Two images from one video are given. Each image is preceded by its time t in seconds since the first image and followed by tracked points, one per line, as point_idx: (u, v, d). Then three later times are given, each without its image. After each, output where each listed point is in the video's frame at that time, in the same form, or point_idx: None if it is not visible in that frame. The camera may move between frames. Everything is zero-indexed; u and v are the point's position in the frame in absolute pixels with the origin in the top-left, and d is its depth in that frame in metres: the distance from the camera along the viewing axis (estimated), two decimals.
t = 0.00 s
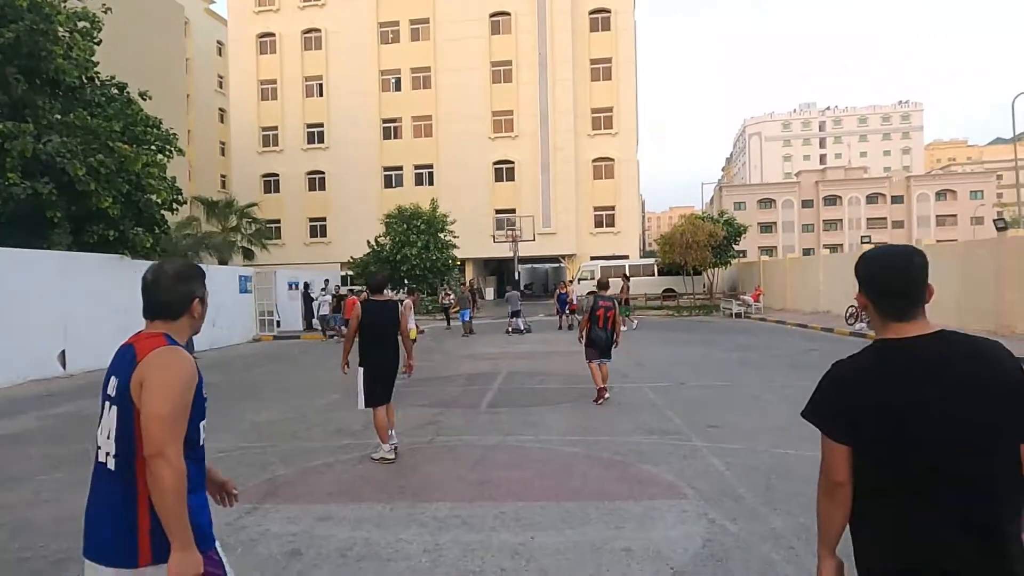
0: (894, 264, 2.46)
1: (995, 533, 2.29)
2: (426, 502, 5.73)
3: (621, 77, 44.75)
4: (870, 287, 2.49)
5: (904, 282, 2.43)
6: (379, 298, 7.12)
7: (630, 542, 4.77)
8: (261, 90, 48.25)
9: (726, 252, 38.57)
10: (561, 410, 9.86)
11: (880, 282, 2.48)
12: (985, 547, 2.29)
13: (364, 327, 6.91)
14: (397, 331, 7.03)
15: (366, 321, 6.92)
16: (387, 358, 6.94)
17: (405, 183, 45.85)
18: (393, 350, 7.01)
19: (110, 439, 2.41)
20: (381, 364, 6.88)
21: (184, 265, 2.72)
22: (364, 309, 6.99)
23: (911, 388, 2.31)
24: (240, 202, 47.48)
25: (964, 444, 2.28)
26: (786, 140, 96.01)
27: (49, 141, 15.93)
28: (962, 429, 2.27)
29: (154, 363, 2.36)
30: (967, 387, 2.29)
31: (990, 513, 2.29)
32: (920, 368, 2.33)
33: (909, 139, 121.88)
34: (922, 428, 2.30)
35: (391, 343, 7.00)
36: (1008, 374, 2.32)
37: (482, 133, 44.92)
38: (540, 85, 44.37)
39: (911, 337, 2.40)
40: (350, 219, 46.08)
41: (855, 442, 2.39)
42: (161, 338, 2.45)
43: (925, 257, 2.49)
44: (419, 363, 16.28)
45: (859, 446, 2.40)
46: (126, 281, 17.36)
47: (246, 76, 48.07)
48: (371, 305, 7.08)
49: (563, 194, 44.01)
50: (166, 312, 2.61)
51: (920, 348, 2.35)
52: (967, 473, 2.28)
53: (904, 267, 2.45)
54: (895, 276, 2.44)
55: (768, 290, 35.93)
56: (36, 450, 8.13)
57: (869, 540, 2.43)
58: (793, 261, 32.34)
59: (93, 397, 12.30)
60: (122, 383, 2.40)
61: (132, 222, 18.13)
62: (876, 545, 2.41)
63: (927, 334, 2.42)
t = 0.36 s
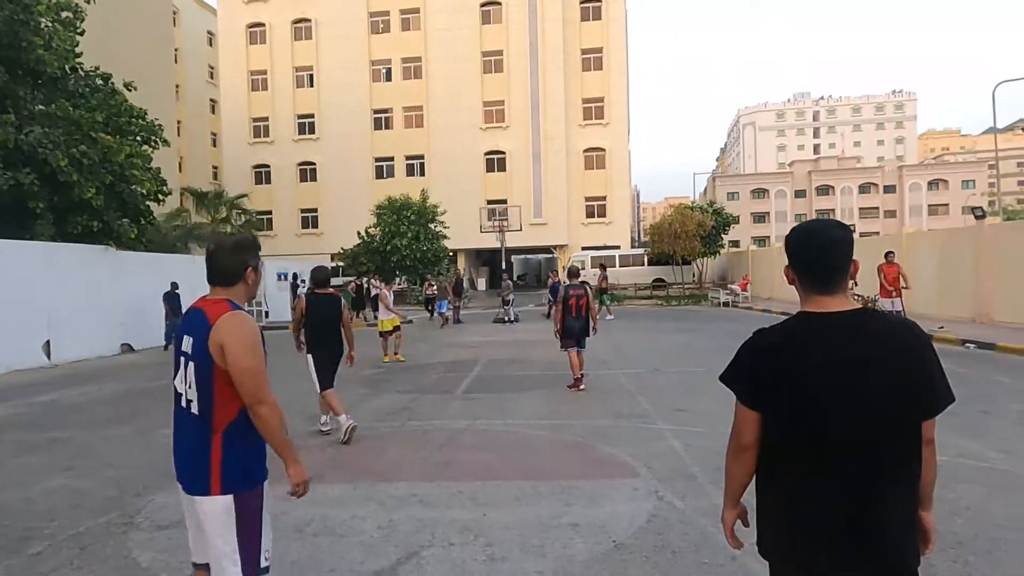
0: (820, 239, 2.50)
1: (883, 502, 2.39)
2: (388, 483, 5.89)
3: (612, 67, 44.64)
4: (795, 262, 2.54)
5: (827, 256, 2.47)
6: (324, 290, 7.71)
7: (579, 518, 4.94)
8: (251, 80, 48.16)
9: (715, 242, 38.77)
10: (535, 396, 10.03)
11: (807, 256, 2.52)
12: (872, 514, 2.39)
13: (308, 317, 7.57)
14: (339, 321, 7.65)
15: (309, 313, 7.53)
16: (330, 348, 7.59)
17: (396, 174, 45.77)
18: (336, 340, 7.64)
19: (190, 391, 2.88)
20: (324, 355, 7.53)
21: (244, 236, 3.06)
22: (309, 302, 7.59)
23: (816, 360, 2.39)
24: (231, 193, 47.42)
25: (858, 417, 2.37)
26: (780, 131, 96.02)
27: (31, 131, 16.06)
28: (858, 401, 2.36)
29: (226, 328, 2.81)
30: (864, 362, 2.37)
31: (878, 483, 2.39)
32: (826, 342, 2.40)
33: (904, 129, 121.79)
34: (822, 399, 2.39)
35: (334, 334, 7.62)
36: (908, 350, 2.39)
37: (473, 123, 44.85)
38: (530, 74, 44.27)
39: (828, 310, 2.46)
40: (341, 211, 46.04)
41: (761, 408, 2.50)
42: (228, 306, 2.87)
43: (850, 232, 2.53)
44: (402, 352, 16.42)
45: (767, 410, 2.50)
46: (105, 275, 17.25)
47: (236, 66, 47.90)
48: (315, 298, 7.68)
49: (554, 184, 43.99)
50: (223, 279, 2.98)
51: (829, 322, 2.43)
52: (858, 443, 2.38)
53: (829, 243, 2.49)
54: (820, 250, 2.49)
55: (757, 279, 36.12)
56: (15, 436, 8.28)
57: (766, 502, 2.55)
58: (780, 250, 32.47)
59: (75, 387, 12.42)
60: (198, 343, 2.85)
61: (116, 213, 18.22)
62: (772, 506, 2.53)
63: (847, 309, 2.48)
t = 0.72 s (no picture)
0: (761, 209, 2.43)
1: (818, 473, 2.35)
2: (343, 461, 6.09)
3: (587, 54, 44.66)
4: (741, 232, 2.44)
5: (769, 227, 2.41)
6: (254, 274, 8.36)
7: (523, 489, 5.17)
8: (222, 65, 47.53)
9: (688, 228, 39.31)
10: (498, 378, 10.27)
11: (750, 227, 2.44)
12: (806, 484, 2.35)
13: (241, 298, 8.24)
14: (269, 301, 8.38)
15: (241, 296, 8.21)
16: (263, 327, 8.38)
17: (372, 160, 45.49)
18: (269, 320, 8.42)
19: (252, 362, 3.33)
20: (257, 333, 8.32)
21: (294, 232, 3.61)
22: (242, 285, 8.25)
23: (760, 329, 2.32)
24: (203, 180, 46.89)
25: (797, 385, 2.32)
26: (756, 118, 96.94)
27: None
28: (797, 372, 2.31)
29: (287, 308, 3.28)
30: (807, 330, 2.32)
31: (813, 454, 2.34)
32: (773, 311, 2.32)
33: (877, 116, 123.49)
34: (766, 369, 2.31)
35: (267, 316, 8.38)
36: (844, 321, 2.36)
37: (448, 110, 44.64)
38: (506, 61, 44.13)
39: (772, 282, 2.38)
40: (316, 197, 45.72)
41: (704, 374, 2.39)
42: (286, 289, 3.37)
43: (788, 204, 2.49)
44: (373, 338, 16.56)
45: (708, 379, 2.39)
46: (70, 263, 17.07)
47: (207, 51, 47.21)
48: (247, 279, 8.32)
49: (529, 171, 44.01)
50: (281, 267, 3.50)
51: (775, 292, 2.35)
52: (798, 413, 2.32)
53: (770, 215, 2.42)
54: (762, 222, 2.41)
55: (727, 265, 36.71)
56: None
57: (706, 476, 2.43)
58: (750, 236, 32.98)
59: (40, 374, 12.41)
60: (262, 321, 3.31)
61: (80, 200, 18.04)
62: (710, 479, 2.42)
63: (788, 280, 2.42)
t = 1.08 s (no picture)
0: (634, 213, 2.30)
1: (683, 483, 2.27)
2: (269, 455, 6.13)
3: (545, 48, 44.75)
4: (612, 235, 2.31)
5: (640, 230, 2.29)
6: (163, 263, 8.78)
7: (443, 479, 5.31)
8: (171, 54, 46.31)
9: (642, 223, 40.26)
10: (439, 372, 10.38)
11: (624, 231, 2.31)
12: (672, 496, 2.27)
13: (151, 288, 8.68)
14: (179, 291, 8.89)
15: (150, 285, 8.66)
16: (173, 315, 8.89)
17: (328, 153, 44.87)
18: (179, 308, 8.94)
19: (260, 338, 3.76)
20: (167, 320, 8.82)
21: (316, 229, 3.96)
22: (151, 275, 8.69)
23: (625, 336, 2.21)
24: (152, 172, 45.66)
25: (663, 394, 2.22)
26: (713, 114, 98.65)
27: None
28: (662, 381, 2.21)
29: (290, 293, 3.65)
30: (673, 339, 2.21)
31: (679, 463, 2.26)
32: (643, 318, 2.22)
33: (829, 114, 126.85)
34: (629, 377, 2.21)
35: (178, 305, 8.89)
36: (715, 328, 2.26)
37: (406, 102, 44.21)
38: (464, 54, 43.89)
39: (644, 288, 2.26)
40: (271, 190, 44.91)
41: (571, 380, 2.28)
42: (296, 277, 3.74)
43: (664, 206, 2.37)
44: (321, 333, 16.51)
45: (577, 384, 2.28)
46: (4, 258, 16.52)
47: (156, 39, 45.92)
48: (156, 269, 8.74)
49: (487, 165, 43.88)
50: (297, 257, 3.88)
51: (645, 300, 2.23)
52: (661, 421, 2.23)
53: (644, 220, 2.29)
54: (636, 225, 2.29)
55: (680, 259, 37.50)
56: None
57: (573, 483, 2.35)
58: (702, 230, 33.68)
59: None
60: (271, 302, 3.72)
61: (13, 192, 17.47)
62: (577, 486, 2.33)
63: (660, 286, 2.30)
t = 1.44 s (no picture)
0: (410, 187, 2.00)
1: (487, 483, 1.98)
2: (162, 447, 6.08)
3: (493, 43, 44.56)
4: (382, 208, 2.00)
5: (414, 201, 1.99)
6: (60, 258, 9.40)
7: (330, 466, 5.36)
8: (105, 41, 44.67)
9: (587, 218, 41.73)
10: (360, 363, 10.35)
11: (401, 208, 1.99)
12: (471, 498, 1.96)
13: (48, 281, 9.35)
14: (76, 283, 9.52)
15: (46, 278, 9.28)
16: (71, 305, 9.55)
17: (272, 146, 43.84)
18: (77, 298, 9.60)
19: (256, 310, 4.05)
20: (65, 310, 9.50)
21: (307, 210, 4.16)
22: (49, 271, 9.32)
23: (404, 323, 1.91)
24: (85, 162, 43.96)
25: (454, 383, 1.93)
26: (664, 112, 100.32)
27: None
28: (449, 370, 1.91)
29: (285, 270, 3.92)
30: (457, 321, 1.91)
31: (476, 461, 1.97)
32: (427, 301, 1.91)
33: (775, 114, 130.45)
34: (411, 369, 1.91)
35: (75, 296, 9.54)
36: (505, 302, 1.95)
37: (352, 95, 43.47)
38: (412, 48, 43.39)
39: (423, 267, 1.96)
40: (212, 183, 43.67)
41: (351, 379, 1.97)
42: (288, 256, 4.02)
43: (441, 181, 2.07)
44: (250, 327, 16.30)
45: (357, 387, 1.97)
46: None
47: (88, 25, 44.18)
48: (53, 265, 9.35)
49: (436, 158, 43.43)
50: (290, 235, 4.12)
51: (424, 280, 1.94)
52: (452, 417, 1.94)
53: (421, 195, 2.00)
54: (412, 198, 1.99)
55: (623, 253, 38.29)
56: None
57: (362, 502, 2.02)
58: (644, 226, 34.34)
59: None
60: (266, 277, 4.01)
61: None
62: (368, 502, 2.00)
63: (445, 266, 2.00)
